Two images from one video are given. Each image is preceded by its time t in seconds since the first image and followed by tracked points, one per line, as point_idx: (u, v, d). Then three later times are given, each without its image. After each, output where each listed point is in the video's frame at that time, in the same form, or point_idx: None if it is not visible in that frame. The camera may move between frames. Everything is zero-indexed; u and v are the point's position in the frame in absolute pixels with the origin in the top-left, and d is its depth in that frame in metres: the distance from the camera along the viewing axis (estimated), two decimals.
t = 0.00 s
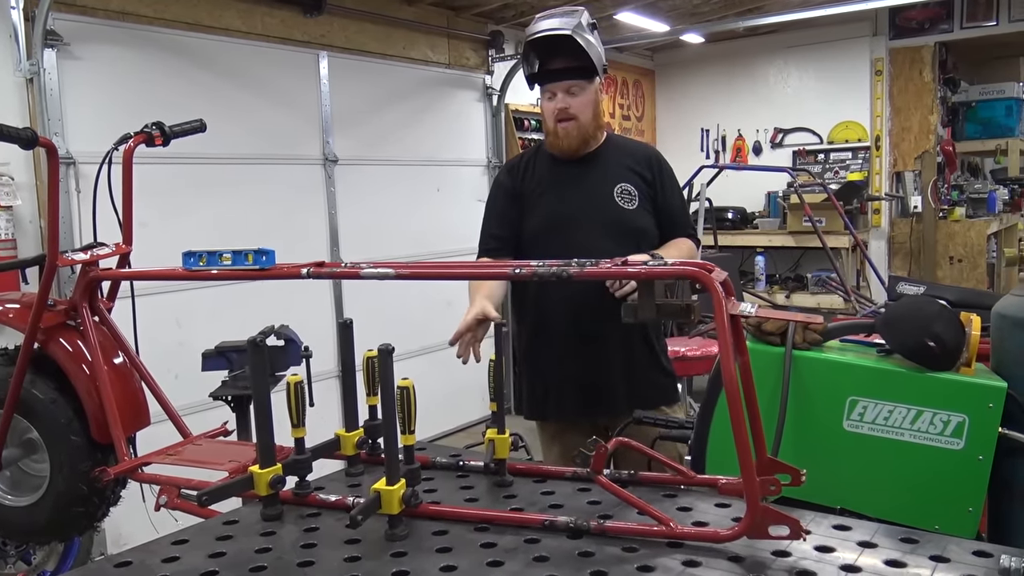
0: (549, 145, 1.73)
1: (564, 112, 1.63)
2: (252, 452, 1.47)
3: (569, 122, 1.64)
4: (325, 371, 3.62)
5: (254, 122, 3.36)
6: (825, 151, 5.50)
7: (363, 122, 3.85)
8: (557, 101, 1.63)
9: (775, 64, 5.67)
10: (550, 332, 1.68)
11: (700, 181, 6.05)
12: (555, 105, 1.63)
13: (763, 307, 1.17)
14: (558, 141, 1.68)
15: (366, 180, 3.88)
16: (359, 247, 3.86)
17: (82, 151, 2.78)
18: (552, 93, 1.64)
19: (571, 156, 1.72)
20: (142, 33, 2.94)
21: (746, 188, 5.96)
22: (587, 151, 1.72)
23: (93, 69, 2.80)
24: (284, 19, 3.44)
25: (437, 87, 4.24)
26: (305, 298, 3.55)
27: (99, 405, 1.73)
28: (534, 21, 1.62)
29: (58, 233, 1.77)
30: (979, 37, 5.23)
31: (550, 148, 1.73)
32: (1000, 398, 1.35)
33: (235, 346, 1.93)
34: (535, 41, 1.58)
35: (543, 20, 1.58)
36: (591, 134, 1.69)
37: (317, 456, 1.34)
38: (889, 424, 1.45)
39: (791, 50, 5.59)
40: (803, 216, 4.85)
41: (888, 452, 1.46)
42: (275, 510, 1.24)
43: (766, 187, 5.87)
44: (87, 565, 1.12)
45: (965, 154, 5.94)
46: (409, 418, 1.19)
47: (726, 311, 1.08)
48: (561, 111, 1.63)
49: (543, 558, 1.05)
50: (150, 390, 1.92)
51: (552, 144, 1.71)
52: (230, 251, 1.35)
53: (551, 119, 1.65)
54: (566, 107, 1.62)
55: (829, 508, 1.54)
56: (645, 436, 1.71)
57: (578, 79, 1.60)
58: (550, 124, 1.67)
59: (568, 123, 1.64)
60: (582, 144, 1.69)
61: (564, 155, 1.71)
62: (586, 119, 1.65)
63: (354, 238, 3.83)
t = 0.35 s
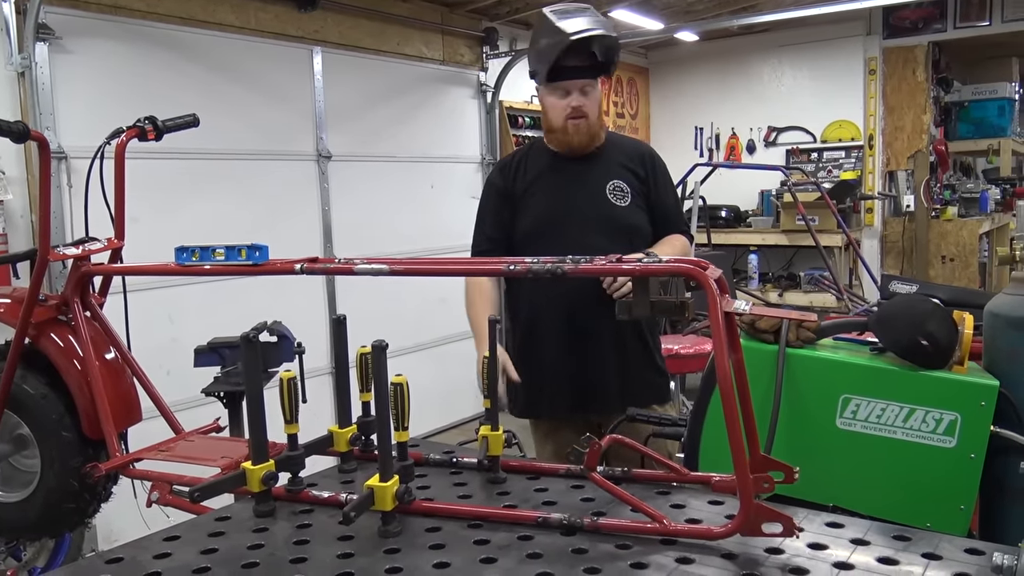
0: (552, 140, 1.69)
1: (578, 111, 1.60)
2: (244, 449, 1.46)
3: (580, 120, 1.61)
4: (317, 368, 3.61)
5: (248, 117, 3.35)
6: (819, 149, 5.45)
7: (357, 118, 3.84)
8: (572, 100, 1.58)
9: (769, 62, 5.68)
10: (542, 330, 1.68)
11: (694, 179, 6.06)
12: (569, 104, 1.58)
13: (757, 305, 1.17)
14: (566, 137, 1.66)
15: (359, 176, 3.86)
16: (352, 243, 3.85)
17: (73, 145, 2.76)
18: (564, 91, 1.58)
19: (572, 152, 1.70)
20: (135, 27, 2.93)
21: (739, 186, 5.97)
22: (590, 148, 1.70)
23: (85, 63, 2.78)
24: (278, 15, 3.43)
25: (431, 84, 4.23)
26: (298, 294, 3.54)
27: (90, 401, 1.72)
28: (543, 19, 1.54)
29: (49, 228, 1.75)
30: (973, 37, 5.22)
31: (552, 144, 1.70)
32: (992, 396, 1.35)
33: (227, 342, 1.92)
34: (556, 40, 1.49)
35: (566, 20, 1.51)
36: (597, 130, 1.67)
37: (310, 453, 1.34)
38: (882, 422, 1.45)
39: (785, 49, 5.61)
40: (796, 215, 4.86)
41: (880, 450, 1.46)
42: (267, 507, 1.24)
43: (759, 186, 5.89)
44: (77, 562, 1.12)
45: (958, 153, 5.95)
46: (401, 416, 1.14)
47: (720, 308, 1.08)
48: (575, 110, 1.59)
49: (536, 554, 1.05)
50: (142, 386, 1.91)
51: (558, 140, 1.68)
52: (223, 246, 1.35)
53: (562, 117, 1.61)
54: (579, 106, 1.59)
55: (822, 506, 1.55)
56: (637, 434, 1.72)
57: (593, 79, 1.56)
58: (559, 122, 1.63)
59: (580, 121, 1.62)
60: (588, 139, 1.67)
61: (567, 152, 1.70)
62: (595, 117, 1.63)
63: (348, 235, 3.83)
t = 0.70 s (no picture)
0: (552, 140, 1.69)
1: (581, 114, 1.59)
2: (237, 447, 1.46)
3: (582, 122, 1.60)
4: (311, 367, 3.61)
5: (241, 115, 3.34)
6: (812, 147, 5.51)
7: (351, 116, 3.84)
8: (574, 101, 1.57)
9: (763, 60, 5.69)
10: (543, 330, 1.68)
11: (688, 177, 6.07)
12: (572, 106, 1.57)
13: (751, 303, 1.17)
14: (567, 138, 1.65)
15: (353, 174, 3.86)
16: (346, 242, 3.84)
17: (66, 144, 2.75)
18: (566, 92, 1.58)
19: (573, 152, 1.69)
20: (127, 25, 2.91)
21: (733, 184, 5.98)
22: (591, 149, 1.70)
23: (77, 61, 2.77)
24: (271, 13, 3.42)
25: (425, 82, 4.23)
26: (292, 293, 3.53)
27: (83, 400, 1.71)
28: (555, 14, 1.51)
29: (41, 226, 1.74)
30: (966, 36, 5.21)
31: (552, 143, 1.69)
32: (984, 393, 1.36)
33: (220, 340, 1.92)
34: (562, 42, 1.47)
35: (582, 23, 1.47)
36: (598, 133, 1.65)
37: (304, 451, 1.34)
38: (875, 419, 1.46)
39: (778, 47, 5.62)
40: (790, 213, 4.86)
41: (873, 447, 1.47)
42: (260, 505, 1.24)
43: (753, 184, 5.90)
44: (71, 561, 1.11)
45: (951, 151, 5.96)
46: (396, 414, 1.17)
47: (713, 306, 1.07)
48: (577, 112, 1.58)
49: (530, 553, 1.05)
50: (135, 384, 1.90)
51: (559, 141, 1.66)
52: (217, 245, 1.34)
53: (563, 118, 1.60)
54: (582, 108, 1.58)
55: (816, 503, 1.56)
56: (633, 431, 1.71)
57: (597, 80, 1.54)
58: (561, 122, 1.62)
59: (581, 124, 1.61)
60: (590, 142, 1.66)
61: (569, 153, 1.70)
62: (597, 119, 1.61)
63: (342, 233, 3.82)
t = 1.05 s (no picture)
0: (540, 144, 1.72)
1: (559, 116, 1.62)
2: (230, 445, 1.46)
3: (562, 125, 1.63)
4: (304, 365, 3.61)
5: (235, 113, 3.33)
6: (806, 147, 5.52)
7: (346, 113, 3.83)
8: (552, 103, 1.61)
9: (757, 60, 5.71)
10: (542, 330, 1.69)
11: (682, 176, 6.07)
12: (550, 108, 1.62)
13: (743, 301, 1.17)
14: (550, 142, 1.68)
15: (347, 173, 3.85)
16: (340, 240, 3.84)
17: (59, 141, 2.74)
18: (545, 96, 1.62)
19: (564, 154, 1.70)
20: (120, 21, 2.90)
21: (727, 183, 5.99)
22: (581, 152, 1.71)
23: (70, 58, 2.76)
24: (265, 10, 3.41)
25: (420, 81, 4.22)
26: (285, 292, 3.53)
27: (75, 398, 1.71)
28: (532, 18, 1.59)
29: (33, 223, 1.74)
30: (959, 36, 5.23)
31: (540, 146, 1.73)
32: (976, 393, 1.37)
33: (214, 338, 1.92)
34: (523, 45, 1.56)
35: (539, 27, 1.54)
36: (583, 137, 1.68)
37: (297, 450, 1.33)
38: (867, 418, 1.47)
39: (773, 47, 5.63)
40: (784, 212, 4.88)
41: (865, 445, 1.48)
42: (253, 504, 1.23)
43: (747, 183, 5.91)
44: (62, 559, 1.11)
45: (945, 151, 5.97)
46: (389, 412, 1.14)
47: (706, 305, 1.07)
48: (556, 114, 1.62)
49: (522, 551, 1.05)
50: (127, 382, 1.90)
51: (545, 144, 1.70)
52: (209, 243, 1.34)
53: (545, 120, 1.64)
54: (561, 111, 1.61)
55: (808, 502, 1.57)
56: (627, 429, 1.72)
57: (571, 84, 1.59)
58: (543, 124, 1.65)
59: (562, 126, 1.63)
60: (575, 146, 1.69)
61: (558, 155, 1.71)
62: (579, 122, 1.64)
63: (336, 231, 3.81)
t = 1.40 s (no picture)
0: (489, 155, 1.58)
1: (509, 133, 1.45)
2: (228, 444, 1.45)
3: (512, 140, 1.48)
4: (302, 363, 3.61)
5: (232, 111, 3.32)
6: (803, 145, 5.53)
7: (343, 112, 3.82)
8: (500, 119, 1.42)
9: (755, 59, 5.71)
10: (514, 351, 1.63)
11: (680, 175, 6.08)
12: (500, 124, 1.43)
13: (742, 301, 1.17)
14: (500, 156, 1.56)
15: (345, 171, 3.85)
16: (338, 238, 3.84)
17: (56, 139, 2.73)
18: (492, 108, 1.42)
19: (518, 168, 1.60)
20: (117, 19, 2.89)
21: (725, 182, 6.00)
22: (535, 168, 1.62)
23: (67, 56, 2.75)
24: (262, 8, 3.40)
25: (417, 79, 4.22)
26: (283, 290, 3.53)
27: (73, 396, 1.71)
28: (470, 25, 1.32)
29: (30, 221, 1.73)
30: (957, 35, 5.24)
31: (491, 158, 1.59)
32: (973, 391, 1.38)
33: (212, 337, 1.92)
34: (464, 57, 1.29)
35: (484, 37, 1.27)
36: (534, 150, 1.56)
37: (295, 448, 1.33)
38: (865, 417, 1.48)
39: (770, 45, 5.64)
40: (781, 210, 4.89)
41: (863, 444, 1.49)
42: (251, 502, 1.23)
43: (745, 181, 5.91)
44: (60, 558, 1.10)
45: (941, 149, 5.98)
46: (387, 410, 1.15)
47: (705, 304, 1.07)
48: (505, 130, 1.44)
49: (520, 550, 1.05)
50: (124, 380, 1.89)
51: (495, 157, 1.58)
52: (207, 241, 1.33)
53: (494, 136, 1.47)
54: (511, 127, 1.44)
55: (807, 501, 1.58)
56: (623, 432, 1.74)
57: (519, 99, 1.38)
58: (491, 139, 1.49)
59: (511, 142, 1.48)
60: (526, 160, 1.57)
61: (512, 168, 1.60)
62: (529, 138, 1.50)
63: (333, 229, 3.81)
